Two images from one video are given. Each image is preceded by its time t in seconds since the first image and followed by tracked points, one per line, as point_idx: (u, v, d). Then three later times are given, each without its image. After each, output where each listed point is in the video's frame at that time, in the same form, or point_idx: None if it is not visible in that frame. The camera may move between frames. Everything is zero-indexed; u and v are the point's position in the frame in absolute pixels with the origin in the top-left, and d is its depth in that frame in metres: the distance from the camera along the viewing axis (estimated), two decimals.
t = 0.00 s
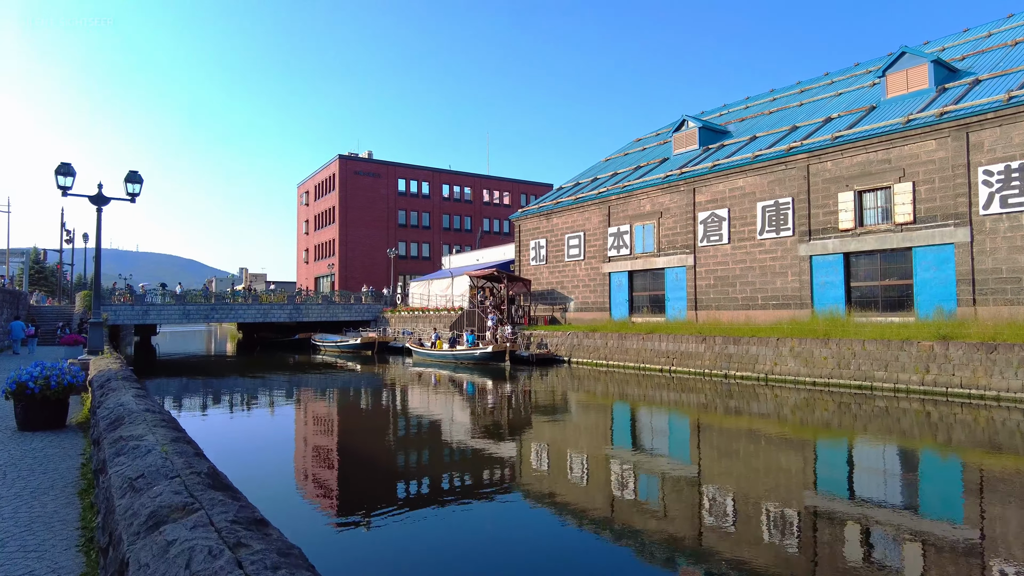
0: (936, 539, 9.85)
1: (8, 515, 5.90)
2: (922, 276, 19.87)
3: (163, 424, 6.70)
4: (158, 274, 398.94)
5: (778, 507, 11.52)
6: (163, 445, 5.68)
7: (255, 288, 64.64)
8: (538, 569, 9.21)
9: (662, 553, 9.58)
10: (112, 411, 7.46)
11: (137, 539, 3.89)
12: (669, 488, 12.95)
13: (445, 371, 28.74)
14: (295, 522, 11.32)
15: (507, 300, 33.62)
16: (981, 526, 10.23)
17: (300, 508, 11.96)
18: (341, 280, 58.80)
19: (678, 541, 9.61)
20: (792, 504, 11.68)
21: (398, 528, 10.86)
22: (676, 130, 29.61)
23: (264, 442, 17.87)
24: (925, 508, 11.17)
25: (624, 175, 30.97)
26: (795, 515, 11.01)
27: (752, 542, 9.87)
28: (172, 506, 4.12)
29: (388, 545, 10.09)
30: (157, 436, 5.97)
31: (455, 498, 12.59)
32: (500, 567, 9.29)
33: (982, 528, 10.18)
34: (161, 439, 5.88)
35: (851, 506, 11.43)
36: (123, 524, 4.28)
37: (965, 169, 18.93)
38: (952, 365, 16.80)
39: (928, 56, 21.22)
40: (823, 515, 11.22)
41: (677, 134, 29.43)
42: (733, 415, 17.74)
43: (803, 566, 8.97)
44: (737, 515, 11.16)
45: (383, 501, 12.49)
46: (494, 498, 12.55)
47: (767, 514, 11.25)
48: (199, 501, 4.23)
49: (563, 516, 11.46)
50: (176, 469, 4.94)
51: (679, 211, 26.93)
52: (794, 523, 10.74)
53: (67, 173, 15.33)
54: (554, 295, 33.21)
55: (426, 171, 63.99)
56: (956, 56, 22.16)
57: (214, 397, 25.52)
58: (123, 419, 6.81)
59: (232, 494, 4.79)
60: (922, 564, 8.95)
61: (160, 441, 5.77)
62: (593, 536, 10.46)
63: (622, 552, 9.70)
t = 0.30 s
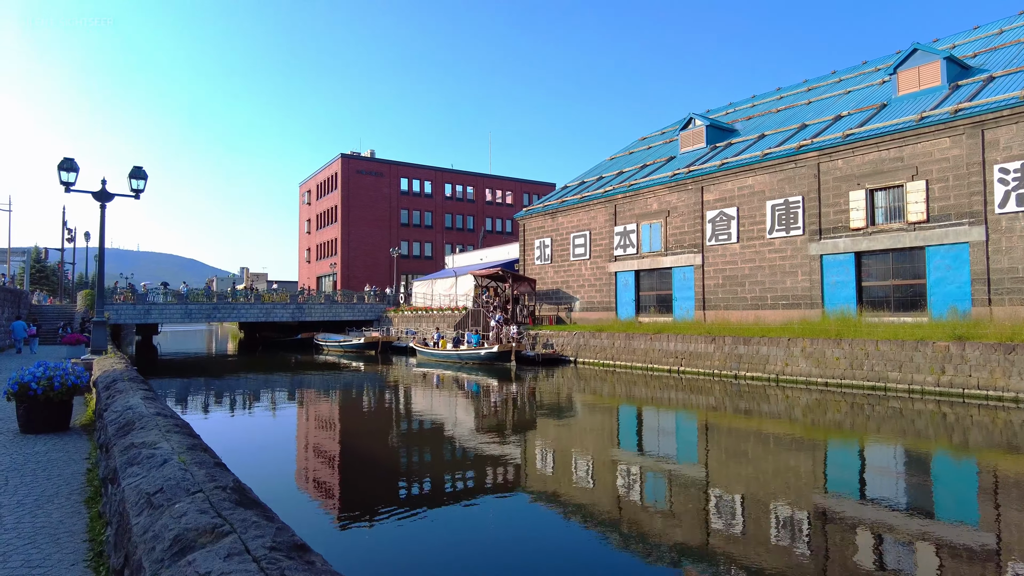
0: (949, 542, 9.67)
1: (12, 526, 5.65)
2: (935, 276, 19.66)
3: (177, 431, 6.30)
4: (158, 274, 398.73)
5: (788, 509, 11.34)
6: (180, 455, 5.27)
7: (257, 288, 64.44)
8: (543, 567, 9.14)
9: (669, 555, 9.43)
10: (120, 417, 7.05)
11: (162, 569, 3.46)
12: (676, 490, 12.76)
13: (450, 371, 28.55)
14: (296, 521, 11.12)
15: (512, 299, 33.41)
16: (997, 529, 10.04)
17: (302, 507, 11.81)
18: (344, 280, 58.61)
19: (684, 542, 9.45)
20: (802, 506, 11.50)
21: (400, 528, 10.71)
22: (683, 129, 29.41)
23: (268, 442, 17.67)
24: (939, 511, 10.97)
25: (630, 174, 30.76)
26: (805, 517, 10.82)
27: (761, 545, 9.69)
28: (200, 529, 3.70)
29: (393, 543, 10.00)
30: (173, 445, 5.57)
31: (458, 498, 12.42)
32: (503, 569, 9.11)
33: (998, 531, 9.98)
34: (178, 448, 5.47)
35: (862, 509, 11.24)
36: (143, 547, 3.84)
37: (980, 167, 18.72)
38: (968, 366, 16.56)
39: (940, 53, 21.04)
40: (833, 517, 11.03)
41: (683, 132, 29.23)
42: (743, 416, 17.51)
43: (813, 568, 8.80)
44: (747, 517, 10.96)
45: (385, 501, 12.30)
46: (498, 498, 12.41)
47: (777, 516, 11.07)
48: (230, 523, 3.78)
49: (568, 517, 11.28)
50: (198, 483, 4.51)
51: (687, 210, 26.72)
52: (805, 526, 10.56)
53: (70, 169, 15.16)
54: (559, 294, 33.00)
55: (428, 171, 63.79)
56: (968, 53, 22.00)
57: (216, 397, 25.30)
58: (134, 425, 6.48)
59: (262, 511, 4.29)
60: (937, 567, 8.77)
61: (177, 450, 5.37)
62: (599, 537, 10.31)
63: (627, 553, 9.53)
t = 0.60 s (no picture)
0: (962, 547, 9.47)
1: (16, 543, 5.41)
2: (948, 277, 19.49)
3: (194, 444, 5.83)
4: (159, 274, 398.53)
5: (797, 513, 11.13)
6: (201, 472, 4.79)
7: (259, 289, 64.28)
8: (540, 568, 9.10)
9: (675, 559, 9.24)
10: (130, 429, 6.60)
11: None
12: (683, 493, 12.56)
13: (454, 373, 28.37)
14: (297, 523, 10.95)
15: (516, 300, 33.23)
16: (1012, 536, 9.83)
17: (302, 507, 11.65)
18: (345, 281, 58.43)
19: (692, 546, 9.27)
20: (811, 510, 11.29)
21: (403, 531, 10.55)
22: (689, 129, 29.25)
23: (272, 444, 17.48)
24: (952, 516, 10.76)
25: (636, 174, 30.60)
26: (815, 522, 10.61)
27: (769, 549, 9.50)
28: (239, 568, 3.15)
29: (392, 546, 9.90)
30: (190, 460, 5.11)
31: (460, 501, 12.22)
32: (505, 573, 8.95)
33: (1012, 537, 9.77)
34: (196, 464, 5.00)
35: (873, 513, 11.03)
36: None
37: (993, 167, 18.54)
38: (983, 369, 16.35)
39: (951, 52, 20.91)
40: (843, 521, 10.82)
41: (689, 132, 29.07)
42: (752, 419, 17.29)
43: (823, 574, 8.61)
44: (755, 521, 10.77)
45: (385, 503, 12.10)
46: (500, 501, 12.21)
47: (786, 519, 10.87)
48: (270, 559, 3.23)
49: (573, 520, 11.09)
50: (226, 507, 3.97)
51: (694, 210, 26.55)
52: (814, 530, 10.35)
53: (73, 167, 15.00)
54: (563, 295, 32.83)
55: (430, 171, 63.64)
56: (978, 53, 21.89)
57: (218, 399, 25.11)
58: (147, 435, 6.13)
59: (302, 542, 3.78)
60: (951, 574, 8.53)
61: (195, 467, 4.89)
62: (604, 541, 10.10)
63: (631, 557, 9.35)
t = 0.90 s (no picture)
0: (975, 550, 9.28)
1: (22, 557, 5.22)
2: (960, 277, 19.32)
3: (211, 453, 5.62)
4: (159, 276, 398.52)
5: (806, 515, 10.97)
6: (223, 485, 4.58)
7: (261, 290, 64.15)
8: (543, 567, 9.08)
9: (681, 560, 9.14)
10: (142, 436, 6.38)
11: None
12: (690, 495, 12.40)
13: (459, 374, 28.19)
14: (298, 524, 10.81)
15: (520, 301, 33.06)
16: None
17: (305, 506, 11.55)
18: (348, 282, 58.29)
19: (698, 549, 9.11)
20: (820, 512, 11.13)
21: (405, 532, 10.47)
22: (694, 128, 29.08)
23: (275, 446, 17.31)
24: (966, 518, 10.58)
25: (641, 174, 30.43)
26: (824, 524, 10.44)
27: (778, 551, 9.34)
28: None
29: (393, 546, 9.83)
30: (210, 471, 4.90)
31: (463, 501, 12.10)
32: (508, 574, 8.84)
33: None
34: (217, 475, 4.80)
35: (883, 516, 10.85)
36: None
37: (1006, 165, 18.36)
38: (998, 370, 16.16)
39: (962, 50, 20.76)
40: (853, 524, 10.64)
41: (695, 132, 28.90)
42: (760, 421, 17.12)
43: None
44: (762, 523, 10.61)
45: (387, 505, 11.93)
46: (503, 503, 12.02)
47: (794, 522, 10.70)
48: None
49: (577, 522, 10.94)
50: (258, 527, 3.78)
51: (701, 210, 26.38)
52: (824, 532, 10.18)
53: (77, 164, 14.83)
54: (568, 296, 32.64)
55: (432, 172, 63.47)
56: (989, 50, 21.75)
57: (221, 400, 24.94)
58: (160, 443, 5.95)
59: (343, 567, 3.58)
60: (964, 574, 8.41)
61: (217, 479, 4.69)
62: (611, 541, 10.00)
63: (635, 560, 9.21)
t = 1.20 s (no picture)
0: (991, 555, 9.06)
1: None
2: (975, 276, 19.10)
3: (229, 472, 5.38)
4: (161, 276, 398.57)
5: (817, 518, 10.76)
6: (248, 512, 4.26)
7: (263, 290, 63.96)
8: (543, 569, 8.93)
9: (688, 564, 8.94)
10: (153, 450, 6.13)
11: None
12: (698, 497, 12.20)
13: (465, 375, 27.99)
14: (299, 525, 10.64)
15: (525, 301, 32.86)
16: None
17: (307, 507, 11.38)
18: (350, 282, 58.11)
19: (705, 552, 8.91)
20: (830, 515, 10.92)
21: (408, 532, 10.35)
22: (701, 127, 28.86)
23: (278, 446, 17.12)
24: (981, 522, 10.35)
25: (647, 173, 30.23)
26: (835, 526, 10.22)
27: (788, 555, 9.14)
28: None
29: (393, 546, 9.70)
30: (230, 494, 4.61)
31: (466, 502, 11.94)
32: None
33: None
34: (239, 500, 4.50)
35: (896, 519, 10.62)
36: None
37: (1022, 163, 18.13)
38: (1016, 370, 15.93)
39: (975, 46, 20.58)
40: (865, 527, 10.42)
41: (701, 130, 28.68)
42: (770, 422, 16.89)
43: None
44: (770, 525, 10.41)
45: (388, 506, 11.75)
46: (507, 505, 11.83)
47: (805, 524, 10.48)
48: None
49: (580, 524, 10.75)
50: (293, 568, 3.46)
51: (709, 209, 26.17)
52: (835, 535, 9.98)
53: (79, 162, 14.63)
54: (573, 295, 32.44)
55: (435, 171, 63.28)
56: (1001, 47, 21.58)
57: (224, 401, 24.76)
58: (175, 460, 5.66)
59: None
60: None
61: (240, 505, 4.38)
62: (614, 543, 9.86)
63: (640, 562, 9.03)
